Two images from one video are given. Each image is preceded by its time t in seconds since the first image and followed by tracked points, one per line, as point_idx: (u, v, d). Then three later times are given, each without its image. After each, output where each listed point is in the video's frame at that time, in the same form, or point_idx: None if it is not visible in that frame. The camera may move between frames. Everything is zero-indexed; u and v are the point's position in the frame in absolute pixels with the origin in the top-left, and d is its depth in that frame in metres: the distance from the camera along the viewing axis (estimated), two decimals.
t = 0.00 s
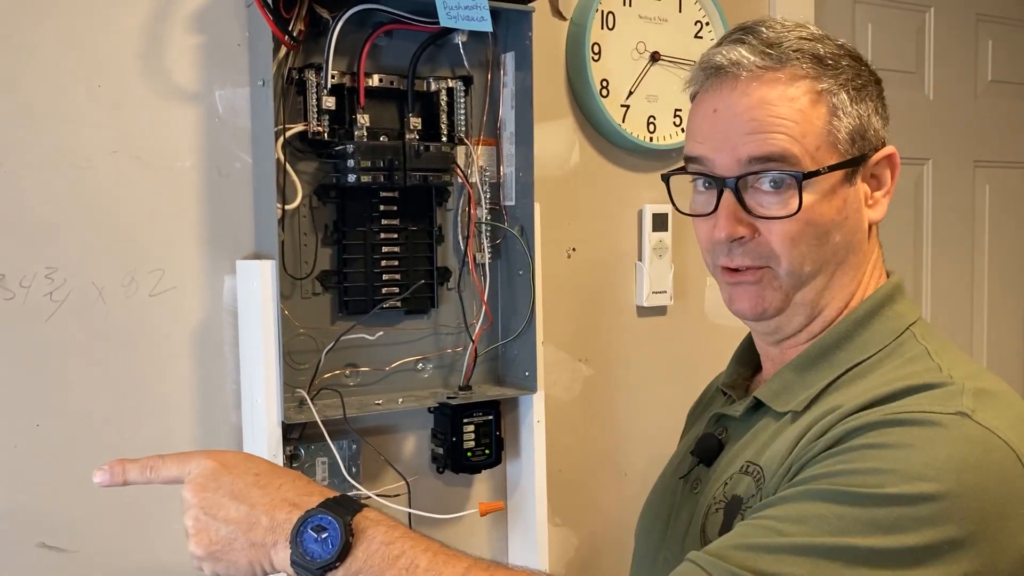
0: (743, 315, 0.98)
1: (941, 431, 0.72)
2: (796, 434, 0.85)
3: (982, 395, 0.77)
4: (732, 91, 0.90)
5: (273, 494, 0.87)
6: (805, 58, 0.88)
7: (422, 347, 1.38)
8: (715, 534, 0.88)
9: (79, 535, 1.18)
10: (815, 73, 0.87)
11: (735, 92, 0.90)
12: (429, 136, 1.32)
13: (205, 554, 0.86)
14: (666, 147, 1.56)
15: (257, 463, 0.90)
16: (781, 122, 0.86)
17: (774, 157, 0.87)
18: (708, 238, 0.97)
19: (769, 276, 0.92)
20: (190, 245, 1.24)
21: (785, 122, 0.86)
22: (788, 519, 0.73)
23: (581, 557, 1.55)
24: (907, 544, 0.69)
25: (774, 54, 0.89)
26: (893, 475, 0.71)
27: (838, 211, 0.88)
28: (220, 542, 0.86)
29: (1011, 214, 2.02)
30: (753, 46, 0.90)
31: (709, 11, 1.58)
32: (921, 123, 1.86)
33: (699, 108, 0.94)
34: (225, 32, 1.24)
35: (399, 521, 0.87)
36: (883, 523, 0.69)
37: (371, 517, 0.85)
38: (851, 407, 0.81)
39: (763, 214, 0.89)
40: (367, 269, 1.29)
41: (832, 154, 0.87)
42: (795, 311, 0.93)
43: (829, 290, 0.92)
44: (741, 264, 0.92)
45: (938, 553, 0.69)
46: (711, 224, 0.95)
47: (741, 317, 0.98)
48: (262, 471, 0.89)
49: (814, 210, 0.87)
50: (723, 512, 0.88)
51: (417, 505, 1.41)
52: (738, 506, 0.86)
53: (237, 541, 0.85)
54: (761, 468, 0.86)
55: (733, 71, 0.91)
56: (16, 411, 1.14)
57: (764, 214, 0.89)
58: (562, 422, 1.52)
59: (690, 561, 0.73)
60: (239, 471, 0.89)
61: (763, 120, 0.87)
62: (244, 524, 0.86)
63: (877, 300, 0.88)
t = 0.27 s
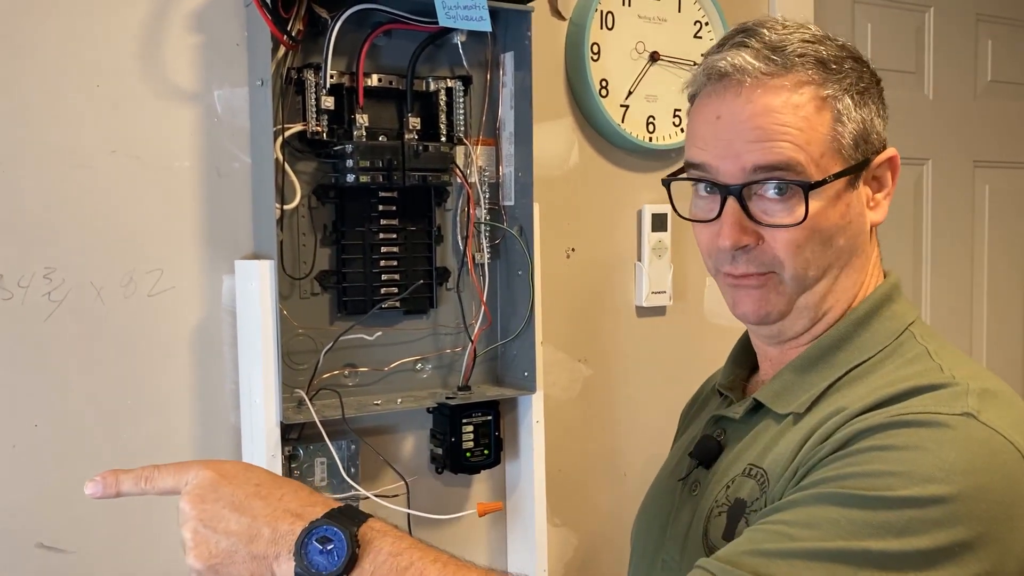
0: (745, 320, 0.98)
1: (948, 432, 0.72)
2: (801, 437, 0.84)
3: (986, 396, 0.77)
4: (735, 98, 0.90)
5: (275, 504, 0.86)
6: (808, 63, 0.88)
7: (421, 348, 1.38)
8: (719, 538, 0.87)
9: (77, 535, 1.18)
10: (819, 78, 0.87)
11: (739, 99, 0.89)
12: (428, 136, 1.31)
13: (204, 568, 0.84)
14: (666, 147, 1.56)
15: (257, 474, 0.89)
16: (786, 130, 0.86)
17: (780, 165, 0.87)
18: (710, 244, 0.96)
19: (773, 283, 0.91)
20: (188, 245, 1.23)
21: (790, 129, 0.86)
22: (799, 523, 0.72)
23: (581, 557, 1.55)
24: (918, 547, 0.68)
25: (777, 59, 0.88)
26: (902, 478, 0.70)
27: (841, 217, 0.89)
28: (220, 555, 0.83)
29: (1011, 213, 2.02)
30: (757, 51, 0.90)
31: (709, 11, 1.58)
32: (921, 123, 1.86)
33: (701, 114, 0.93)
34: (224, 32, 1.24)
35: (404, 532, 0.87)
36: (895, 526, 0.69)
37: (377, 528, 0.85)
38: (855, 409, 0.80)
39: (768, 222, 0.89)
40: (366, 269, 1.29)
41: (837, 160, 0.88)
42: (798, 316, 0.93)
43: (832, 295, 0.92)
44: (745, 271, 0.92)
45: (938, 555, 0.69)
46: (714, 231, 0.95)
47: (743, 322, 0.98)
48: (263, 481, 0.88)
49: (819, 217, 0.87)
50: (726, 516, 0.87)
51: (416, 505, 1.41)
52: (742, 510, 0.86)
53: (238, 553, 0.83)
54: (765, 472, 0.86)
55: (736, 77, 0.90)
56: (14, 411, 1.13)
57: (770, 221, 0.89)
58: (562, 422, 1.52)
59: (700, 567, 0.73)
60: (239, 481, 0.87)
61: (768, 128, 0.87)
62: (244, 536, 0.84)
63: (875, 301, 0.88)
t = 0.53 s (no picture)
0: (739, 315, 0.97)
1: (947, 435, 0.72)
2: (797, 439, 0.85)
3: (984, 397, 0.77)
4: (735, 89, 0.90)
5: (277, 515, 0.85)
6: (809, 56, 0.88)
7: (421, 347, 1.38)
8: (717, 540, 0.87)
9: (78, 535, 1.18)
10: (819, 71, 0.87)
11: (739, 89, 0.89)
12: (428, 136, 1.31)
13: None
14: (666, 147, 1.56)
15: (259, 484, 0.88)
16: (785, 121, 0.86)
17: (778, 155, 0.87)
18: (707, 236, 0.96)
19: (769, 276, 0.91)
20: (189, 244, 1.23)
21: (789, 120, 0.86)
22: (800, 530, 0.72)
23: (581, 557, 1.55)
24: (919, 551, 0.68)
25: (778, 51, 0.89)
26: (899, 483, 0.70)
27: (838, 211, 0.89)
28: (222, 565, 0.83)
29: (1012, 213, 2.02)
30: (758, 42, 0.90)
31: (709, 11, 1.58)
32: (921, 123, 1.86)
33: (701, 104, 0.93)
34: (224, 32, 1.24)
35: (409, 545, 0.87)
36: (896, 531, 0.69)
37: (379, 540, 0.86)
38: (853, 412, 0.80)
39: (765, 213, 0.89)
40: (366, 269, 1.29)
41: (835, 153, 0.87)
42: (793, 311, 0.93)
43: (827, 289, 0.92)
44: (742, 263, 0.92)
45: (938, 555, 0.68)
46: (711, 223, 0.94)
47: (738, 316, 0.97)
48: (265, 491, 0.88)
49: (817, 210, 0.87)
50: (724, 519, 0.87)
51: (415, 505, 1.41)
52: (741, 513, 0.86)
53: (241, 564, 0.83)
54: (762, 474, 0.86)
55: (736, 67, 0.90)
56: (14, 411, 1.13)
57: (767, 213, 0.89)
58: (562, 422, 1.52)
59: None
60: (242, 491, 0.86)
61: (767, 118, 0.87)
62: (247, 547, 0.83)
63: (875, 300, 0.88)
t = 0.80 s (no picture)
0: (732, 315, 0.97)
1: (949, 445, 0.72)
2: (795, 447, 0.84)
3: (981, 402, 0.77)
4: (726, 85, 0.90)
5: None
6: (799, 54, 0.88)
7: (421, 348, 1.38)
8: (713, 546, 0.88)
9: (78, 535, 1.18)
10: (810, 69, 0.88)
11: (730, 86, 0.90)
12: (428, 136, 1.32)
13: None
14: (666, 147, 1.56)
15: (279, 558, 0.72)
16: (776, 117, 0.86)
17: (770, 151, 0.87)
18: (699, 234, 0.96)
19: (761, 273, 0.91)
20: (189, 245, 1.24)
21: (780, 116, 0.86)
22: (815, 560, 0.71)
23: (581, 557, 1.56)
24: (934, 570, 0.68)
25: (768, 49, 0.89)
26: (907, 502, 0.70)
27: (829, 208, 0.88)
28: None
29: (1011, 214, 2.02)
30: (749, 40, 0.90)
31: (709, 12, 1.58)
32: (921, 123, 1.86)
33: (692, 102, 0.94)
34: (224, 32, 1.24)
35: None
36: (912, 552, 0.68)
37: None
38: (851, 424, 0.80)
39: (756, 210, 0.89)
40: (366, 269, 1.29)
41: (826, 150, 0.88)
42: (785, 309, 0.93)
43: (819, 288, 0.91)
44: (733, 261, 0.92)
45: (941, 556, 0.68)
46: (703, 220, 0.94)
47: (730, 316, 0.97)
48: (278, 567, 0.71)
49: (808, 206, 0.87)
50: (721, 525, 0.88)
51: (416, 505, 1.41)
52: (737, 519, 0.86)
53: None
54: (760, 481, 0.86)
55: (728, 65, 0.90)
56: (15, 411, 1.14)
57: (758, 210, 0.89)
58: (562, 422, 1.52)
59: None
60: (259, 565, 0.71)
61: (758, 114, 0.87)
62: None
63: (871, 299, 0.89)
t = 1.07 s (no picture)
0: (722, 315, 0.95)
1: (977, 468, 0.70)
2: (806, 456, 0.81)
3: (994, 413, 0.76)
4: (716, 83, 0.90)
5: None
6: (789, 53, 0.88)
7: (423, 348, 1.38)
8: (720, 554, 0.84)
9: (81, 535, 1.18)
10: (799, 67, 0.87)
11: (719, 83, 0.90)
12: (430, 137, 1.32)
13: None
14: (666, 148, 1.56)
15: None
16: (765, 112, 0.86)
17: (758, 146, 0.86)
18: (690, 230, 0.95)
19: (752, 269, 0.90)
20: (191, 245, 1.24)
21: (768, 112, 0.86)
22: None
23: (581, 557, 1.56)
24: None
25: (758, 47, 0.89)
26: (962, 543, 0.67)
27: (820, 205, 0.87)
28: None
29: (1011, 214, 2.02)
30: (738, 39, 0.90)
31: (710, 12, 1.58)
32: (921, 124, 1.87)
33: (682, 100, 0.94)
34: (226, 33, 1.24)
35: None
36: None
37: None
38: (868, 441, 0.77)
39: (744, 204, 0.88)
40: (368, 269, 1.29)
41: (815, 147, 0.86)
42: (775, 309, 0.91)
43: (809, 288, 0.89)
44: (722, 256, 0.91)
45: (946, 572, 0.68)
46: (693, 215, 0.94)
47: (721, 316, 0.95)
48: None
49: (797, 201, 0.86)
50: (729, 533, 0.84)
51: (417, 505, 1.41)
52: (746, 528, 0.83)
53: None
54: (770, 490, 0.82)
55: (717, 62, 0.90)
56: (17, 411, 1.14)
57: (747, 204, 0.88)
58: (562, 422, 1.53)
59: None
60: None
61: (745, 110, 0.86)
62: None
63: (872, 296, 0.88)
